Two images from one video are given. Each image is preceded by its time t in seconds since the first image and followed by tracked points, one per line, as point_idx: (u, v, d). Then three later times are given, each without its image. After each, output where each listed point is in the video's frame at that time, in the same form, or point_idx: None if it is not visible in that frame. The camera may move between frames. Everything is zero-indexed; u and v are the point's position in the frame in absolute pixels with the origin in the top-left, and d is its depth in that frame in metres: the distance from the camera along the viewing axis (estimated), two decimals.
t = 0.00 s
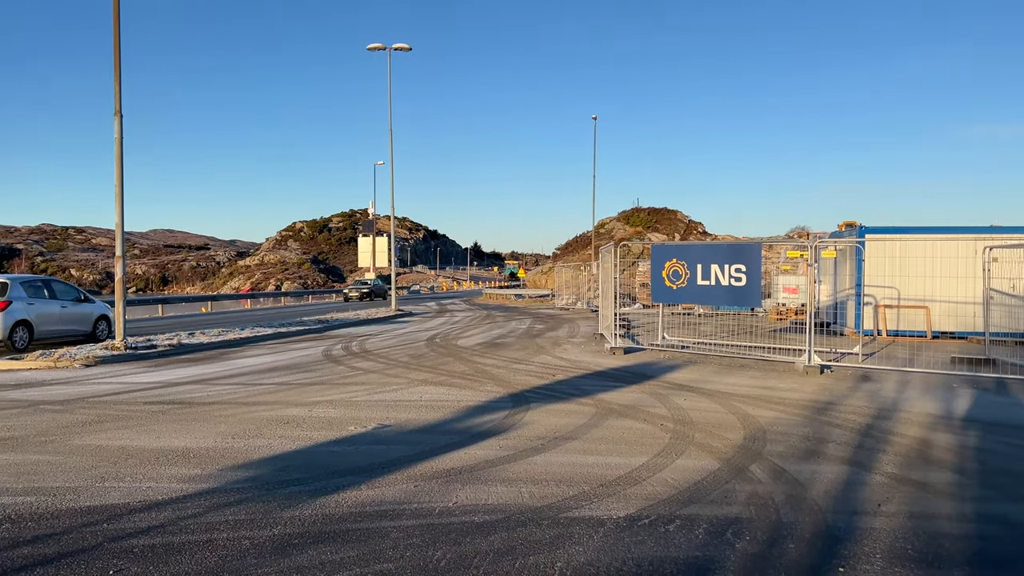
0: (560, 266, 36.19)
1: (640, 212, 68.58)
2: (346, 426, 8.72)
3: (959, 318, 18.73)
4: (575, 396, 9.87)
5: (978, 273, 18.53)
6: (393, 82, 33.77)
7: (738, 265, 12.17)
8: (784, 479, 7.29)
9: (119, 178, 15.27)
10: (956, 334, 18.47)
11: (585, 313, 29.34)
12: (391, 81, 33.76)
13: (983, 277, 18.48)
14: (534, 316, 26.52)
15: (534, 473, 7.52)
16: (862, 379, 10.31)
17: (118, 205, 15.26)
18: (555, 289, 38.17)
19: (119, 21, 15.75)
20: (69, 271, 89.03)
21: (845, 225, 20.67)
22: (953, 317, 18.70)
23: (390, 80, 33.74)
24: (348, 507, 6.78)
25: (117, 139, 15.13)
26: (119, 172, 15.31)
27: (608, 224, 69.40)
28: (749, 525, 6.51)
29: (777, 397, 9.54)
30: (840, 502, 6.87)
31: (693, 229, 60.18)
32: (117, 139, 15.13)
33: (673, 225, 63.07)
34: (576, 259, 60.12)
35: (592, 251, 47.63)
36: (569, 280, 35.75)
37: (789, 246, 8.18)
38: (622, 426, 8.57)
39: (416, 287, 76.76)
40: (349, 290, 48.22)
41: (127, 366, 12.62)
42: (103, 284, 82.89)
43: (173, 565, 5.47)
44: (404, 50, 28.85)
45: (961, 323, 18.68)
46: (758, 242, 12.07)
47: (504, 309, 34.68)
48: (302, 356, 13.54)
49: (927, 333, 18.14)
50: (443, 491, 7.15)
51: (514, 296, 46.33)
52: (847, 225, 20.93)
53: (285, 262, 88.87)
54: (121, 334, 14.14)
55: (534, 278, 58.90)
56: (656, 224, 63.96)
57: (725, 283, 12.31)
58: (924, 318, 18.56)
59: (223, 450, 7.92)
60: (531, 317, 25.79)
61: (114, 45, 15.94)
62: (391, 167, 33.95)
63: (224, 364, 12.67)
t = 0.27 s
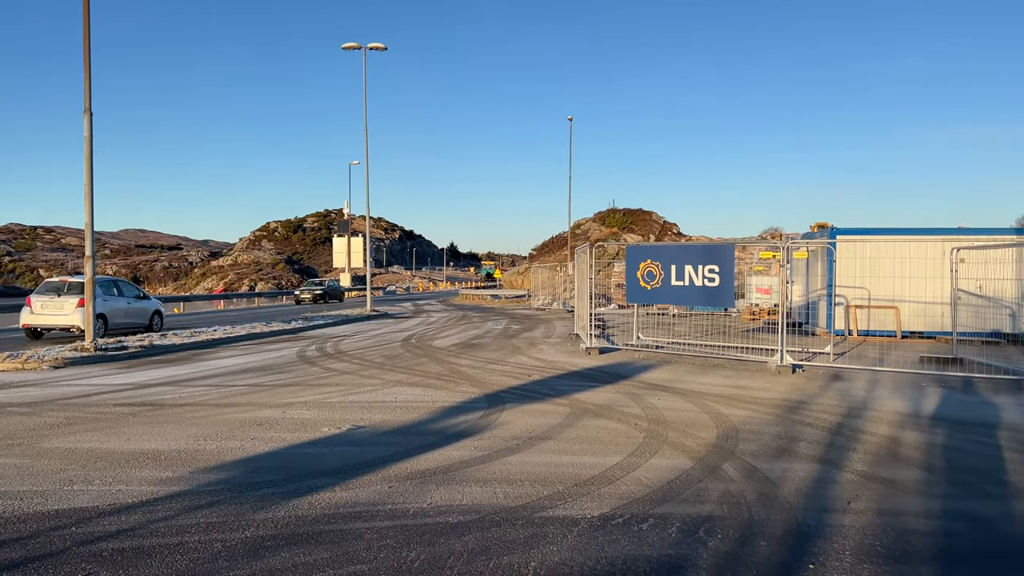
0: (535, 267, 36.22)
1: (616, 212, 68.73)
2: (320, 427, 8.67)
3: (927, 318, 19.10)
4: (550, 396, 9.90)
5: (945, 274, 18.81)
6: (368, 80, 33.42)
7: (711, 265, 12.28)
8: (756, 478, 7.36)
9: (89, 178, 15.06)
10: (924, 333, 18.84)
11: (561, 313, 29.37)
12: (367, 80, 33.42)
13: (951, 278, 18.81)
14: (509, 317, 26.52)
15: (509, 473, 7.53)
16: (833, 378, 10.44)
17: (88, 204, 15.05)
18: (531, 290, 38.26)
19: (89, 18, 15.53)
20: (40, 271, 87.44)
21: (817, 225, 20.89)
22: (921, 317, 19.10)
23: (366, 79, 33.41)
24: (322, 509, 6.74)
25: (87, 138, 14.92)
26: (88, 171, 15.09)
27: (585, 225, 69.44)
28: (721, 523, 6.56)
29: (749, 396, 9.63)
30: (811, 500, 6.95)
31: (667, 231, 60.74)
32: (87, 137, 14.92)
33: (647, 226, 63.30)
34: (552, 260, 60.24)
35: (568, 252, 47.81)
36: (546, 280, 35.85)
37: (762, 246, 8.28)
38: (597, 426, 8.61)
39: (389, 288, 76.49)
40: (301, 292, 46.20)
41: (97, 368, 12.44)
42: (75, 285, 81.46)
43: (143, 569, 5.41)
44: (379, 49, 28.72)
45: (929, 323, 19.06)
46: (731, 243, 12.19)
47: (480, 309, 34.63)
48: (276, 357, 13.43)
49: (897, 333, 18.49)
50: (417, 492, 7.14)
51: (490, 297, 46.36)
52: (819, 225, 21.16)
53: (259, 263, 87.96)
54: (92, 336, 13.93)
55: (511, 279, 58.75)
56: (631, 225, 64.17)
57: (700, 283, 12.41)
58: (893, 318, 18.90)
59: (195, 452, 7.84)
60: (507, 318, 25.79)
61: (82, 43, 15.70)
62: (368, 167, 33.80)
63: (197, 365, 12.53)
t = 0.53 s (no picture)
0: (507, 268, 36.18)
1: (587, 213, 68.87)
2: (289, 429, 8.61)
3: (891, 318, 19.44)
4: (521, 396, 9.92)
5: (910, 275, 19.25)
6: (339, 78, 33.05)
7: (681, 267, 12.40)
8: (724, 476, 7.44)
9: (53, 176, 14.79)
10: (888, 334, 19.20)
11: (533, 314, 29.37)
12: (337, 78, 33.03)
13: (914, 278, 19.20)
14: (481, 318, 26.49)
15: (479, 474, 7.53)
16: (799, 378, 10.60)
17: (52, 203, 14.77)
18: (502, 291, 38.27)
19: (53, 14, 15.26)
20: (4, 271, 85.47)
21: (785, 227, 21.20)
22: (885, 317, 19.43)
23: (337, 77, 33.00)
24: (291, 512, 6.69)
25: (51, 136, 14.66)
26: (52, 169, 14.83)
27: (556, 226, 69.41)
28: (690, 522, 6.62)
29: (718, 396, 9.74)
30: (777, 498, 7.04)
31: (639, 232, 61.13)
32: (51, 135, 14.66)
33: (618, 227, 63.48)
34: (524, 261, 60.26)
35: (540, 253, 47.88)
36: (518, 281, 35.90)
37: (730, 248, 8.39)
38: (567, 426, 8.65)
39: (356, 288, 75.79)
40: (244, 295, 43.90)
41: (61, 370, 12.21)
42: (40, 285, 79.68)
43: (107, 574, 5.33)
44: (351, 49, 28.54)
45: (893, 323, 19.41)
46: (700, 245, 12.32)
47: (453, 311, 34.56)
48: (246, 359, 13.29)
49: (862, 333, 18.78)
50: (387, 494, 7.12)
51: (463, 298, 46.30)
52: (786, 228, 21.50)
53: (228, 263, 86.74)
54: (57, 338, 13.67)
55: (481, 280, 58.32)
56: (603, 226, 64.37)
57: (669, 284, 12.54)
58: (858, 318, 19.20)
59: (161, 455, 7.74)
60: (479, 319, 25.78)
61: (45, 39, 15.39)
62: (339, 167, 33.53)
63: (163, 367, 12.36)
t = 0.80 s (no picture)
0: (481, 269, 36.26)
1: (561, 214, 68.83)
2: (260, 431, 8.55)
3: (861, 317, 19.62)
4: (495, 397, 9.92)
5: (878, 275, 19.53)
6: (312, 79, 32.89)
7: (654, 267, 12.48)
8: (696, 475, 7.51)
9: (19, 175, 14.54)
10: (858, 333, 19.43)
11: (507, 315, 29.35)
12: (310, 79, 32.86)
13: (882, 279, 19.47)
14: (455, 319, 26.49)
15: (453, 474, 7.53)
16: (771, 377, 10.72)
17: (18, 202, 14.54)
18: (477, 292, 38.30)
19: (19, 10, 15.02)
20: None
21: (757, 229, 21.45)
22: (855, 317, 19.63)
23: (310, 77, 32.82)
24: (262, 514, 6.64)
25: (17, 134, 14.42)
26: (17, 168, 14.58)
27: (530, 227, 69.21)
28: (662, 520, 6.67)
29: (690, 395, 9.82)
30: (748, 496, 7.12)
31: (612, 234, 61.60)
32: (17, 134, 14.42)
33: (592, 228, 63.85)
34: (499, 262, 60.27)
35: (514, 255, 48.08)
36: (493, 282, 35.97)
37: (703, 248, 8.48)
38: (541, 426, 8.67)
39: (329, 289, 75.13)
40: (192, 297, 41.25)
41: (27, 372, 12.00)
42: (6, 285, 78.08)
43: None
44: (324, 48, 28.45)
45: (863, 322, 19.62)
46: (673, 246, 12.42)
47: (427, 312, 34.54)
48: (218, 360, 13.16)
49: (832, 333, 18.96)
50: (360, 495, 7.09)
51: (437, 299, 46.29)
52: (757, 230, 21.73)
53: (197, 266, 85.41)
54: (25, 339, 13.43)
55: (454, 280, 57.84)
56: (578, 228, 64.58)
57: (642, 285, 12.62)
58: (828, 318, 19.45)
59: (130, 458, 7.65)
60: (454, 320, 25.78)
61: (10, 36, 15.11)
62: (312, 168, 33.32)
63: (132, 370, 12.20)
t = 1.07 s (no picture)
0: (455, 269, 36.28)
1: (536, 214, 68.74)
2: (231, 434, 8.48)
3: (830, 318, 19.85)
4: (468, 398, 9.93)
5: (847, 275, 19.71)
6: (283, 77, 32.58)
7: (626, 268, 12.55)
8: (667, 474, 7.57)
9: None
10: (827, 333, 19.61)
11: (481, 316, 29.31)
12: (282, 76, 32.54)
13: (851, 280, 19.67)
14: (428, 320, 26.44)
15: (426, 476, 7.52)
16: (742, 377, 10.84)
17: None
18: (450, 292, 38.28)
19: None
20: None
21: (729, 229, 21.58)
22: (824, 318, 19.85)
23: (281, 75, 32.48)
24: (232, 517, 6.59)
25: None
26: None
27: (504, 228, 69.01)
28: (633, 520, 6.72)
29: (662, 395, 9.90)
30: (718, 495, 7.19)
31: (586, 235, 61.99)
32: None
33: (566, 228, 64.17)
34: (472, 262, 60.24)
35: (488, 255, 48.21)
36: (466, 283, 35.99)
37: (675, 249, 8.56)
38: (513, 427, 8.69)
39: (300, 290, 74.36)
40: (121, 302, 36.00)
41: None
42: None
43: None
44: (295, 47, 28.25)
45: (832, 322, 19.84)
46: (645, 246, 12.49)
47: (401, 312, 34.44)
48: (187, 362, 13.02)
49: (801, 333, 19.24)
50: (331, 497, 7.05)
51: (410, 300, 46.22)
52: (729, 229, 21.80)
53: (165, 266, 84.11)
54: None
55: (427, 281, 57.45)
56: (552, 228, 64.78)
57: (615, 286, 12.68)
58: (798, 318, 19.69)
59: (97, 462, 7.54)
60: (427, 321, 25.70)
61: None
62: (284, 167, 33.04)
63: (100, 371, 12.02)
